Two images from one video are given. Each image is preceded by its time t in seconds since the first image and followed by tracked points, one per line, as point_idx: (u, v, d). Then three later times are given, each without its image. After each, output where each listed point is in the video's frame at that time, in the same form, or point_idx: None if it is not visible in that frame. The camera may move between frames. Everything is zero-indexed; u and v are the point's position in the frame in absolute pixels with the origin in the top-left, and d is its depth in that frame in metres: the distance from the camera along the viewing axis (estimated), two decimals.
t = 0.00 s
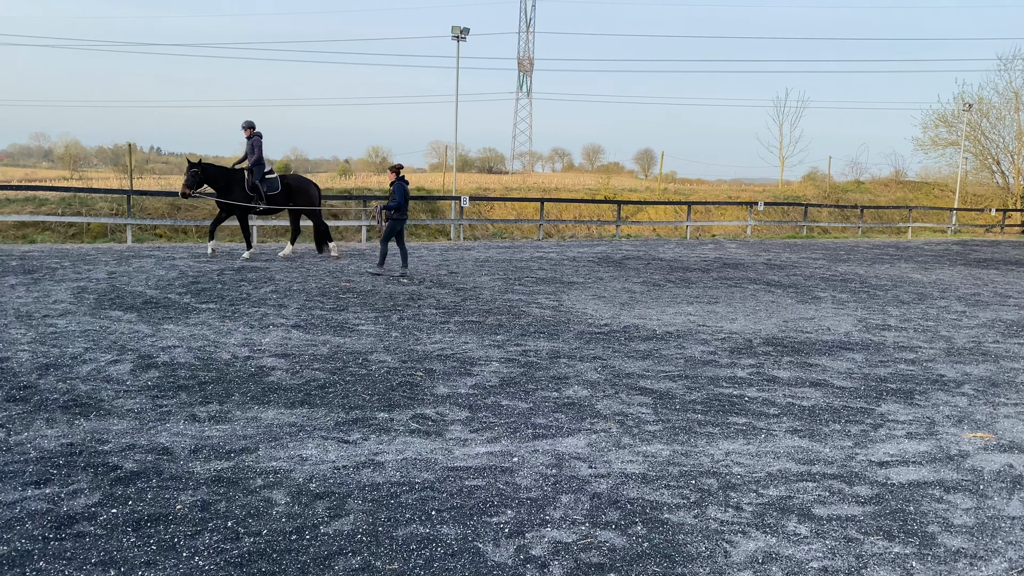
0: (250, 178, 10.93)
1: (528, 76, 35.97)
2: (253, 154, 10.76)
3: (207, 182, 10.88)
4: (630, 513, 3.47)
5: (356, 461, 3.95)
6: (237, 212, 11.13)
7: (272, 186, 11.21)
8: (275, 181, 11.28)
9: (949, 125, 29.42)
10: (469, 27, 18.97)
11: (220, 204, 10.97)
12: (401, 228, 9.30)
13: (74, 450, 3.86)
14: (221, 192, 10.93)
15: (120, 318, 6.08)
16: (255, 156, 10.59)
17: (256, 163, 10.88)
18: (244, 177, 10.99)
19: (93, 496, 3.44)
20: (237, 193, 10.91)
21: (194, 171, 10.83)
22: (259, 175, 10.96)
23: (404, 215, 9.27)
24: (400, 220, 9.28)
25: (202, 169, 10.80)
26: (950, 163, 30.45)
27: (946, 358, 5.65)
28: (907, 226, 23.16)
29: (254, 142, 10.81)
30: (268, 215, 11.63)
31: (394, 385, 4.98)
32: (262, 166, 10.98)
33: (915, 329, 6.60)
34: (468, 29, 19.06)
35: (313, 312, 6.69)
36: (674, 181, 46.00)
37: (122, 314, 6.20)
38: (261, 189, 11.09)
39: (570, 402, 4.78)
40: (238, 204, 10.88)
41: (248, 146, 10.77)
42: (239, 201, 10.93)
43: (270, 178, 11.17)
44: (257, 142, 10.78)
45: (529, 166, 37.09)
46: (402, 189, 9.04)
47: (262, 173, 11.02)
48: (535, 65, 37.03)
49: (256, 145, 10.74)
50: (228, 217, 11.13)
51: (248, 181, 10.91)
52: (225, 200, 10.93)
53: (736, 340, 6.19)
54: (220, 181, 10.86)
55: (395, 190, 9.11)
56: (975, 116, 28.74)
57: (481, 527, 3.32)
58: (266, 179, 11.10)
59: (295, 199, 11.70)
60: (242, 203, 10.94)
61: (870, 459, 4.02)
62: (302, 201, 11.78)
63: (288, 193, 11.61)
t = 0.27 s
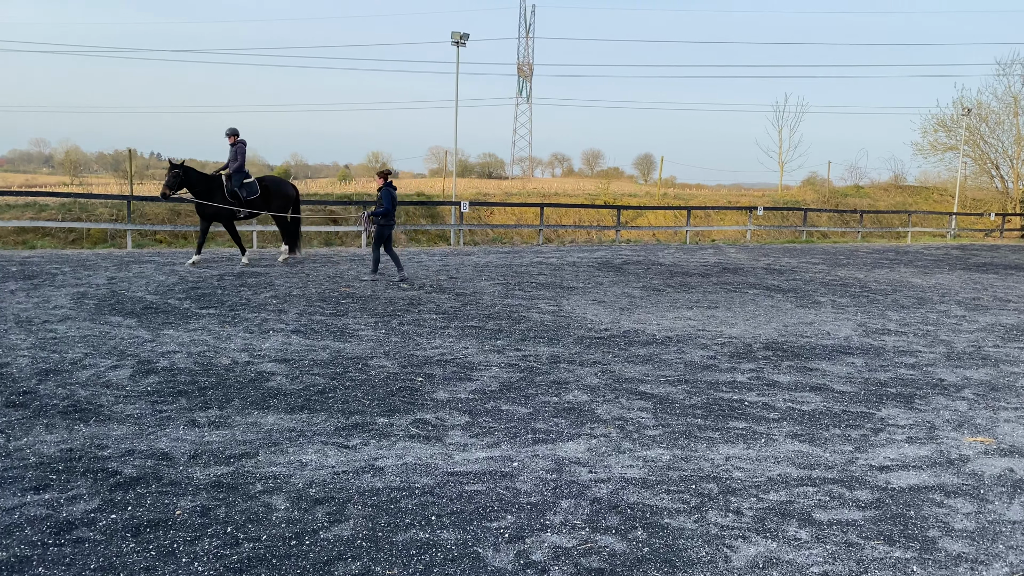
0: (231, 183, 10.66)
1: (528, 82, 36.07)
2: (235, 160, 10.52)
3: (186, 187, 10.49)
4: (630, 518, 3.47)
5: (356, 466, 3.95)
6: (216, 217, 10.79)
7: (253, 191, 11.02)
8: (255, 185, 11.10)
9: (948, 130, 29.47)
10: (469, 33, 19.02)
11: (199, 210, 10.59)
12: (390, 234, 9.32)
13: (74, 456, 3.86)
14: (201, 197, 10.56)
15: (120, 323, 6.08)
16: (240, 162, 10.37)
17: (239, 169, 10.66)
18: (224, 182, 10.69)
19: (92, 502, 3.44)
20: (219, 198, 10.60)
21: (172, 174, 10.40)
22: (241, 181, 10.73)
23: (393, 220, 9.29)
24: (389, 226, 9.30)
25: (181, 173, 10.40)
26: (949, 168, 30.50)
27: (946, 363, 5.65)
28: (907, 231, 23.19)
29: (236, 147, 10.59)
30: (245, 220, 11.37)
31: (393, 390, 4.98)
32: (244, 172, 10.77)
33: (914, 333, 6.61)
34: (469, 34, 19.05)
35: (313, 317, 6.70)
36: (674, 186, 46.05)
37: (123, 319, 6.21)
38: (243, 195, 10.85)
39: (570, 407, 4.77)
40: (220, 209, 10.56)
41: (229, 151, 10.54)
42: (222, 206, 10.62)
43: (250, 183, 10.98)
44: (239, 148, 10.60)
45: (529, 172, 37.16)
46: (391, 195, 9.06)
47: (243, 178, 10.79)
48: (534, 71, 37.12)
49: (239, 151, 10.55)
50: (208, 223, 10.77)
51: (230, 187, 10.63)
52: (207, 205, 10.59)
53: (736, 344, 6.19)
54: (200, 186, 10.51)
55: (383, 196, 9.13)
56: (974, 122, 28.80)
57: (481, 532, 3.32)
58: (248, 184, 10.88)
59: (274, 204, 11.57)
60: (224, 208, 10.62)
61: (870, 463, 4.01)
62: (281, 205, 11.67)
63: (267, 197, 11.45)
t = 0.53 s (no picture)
0: (212, 187, 10.50)
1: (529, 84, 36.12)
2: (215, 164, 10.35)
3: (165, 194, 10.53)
4: (631, 521, 3.47)
5: (357, 470, 3.95)
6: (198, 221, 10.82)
7: (234, 195, 10.76)
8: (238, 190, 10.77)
9: (948, 133, 29.45)
10: (469, 36, 19.04)
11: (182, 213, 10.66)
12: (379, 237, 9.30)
13: (74, 460, 3.86)
14: (183, 201, 10.60)
15: (121, 327, 6.09)
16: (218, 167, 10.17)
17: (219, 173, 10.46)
18: (206, 186, 10.59)
19: (93, 506, 3.44)
20: (198, 202, 10.59)
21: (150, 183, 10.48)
22: (222, 185, 10.53)
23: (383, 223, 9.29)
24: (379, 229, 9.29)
25: (162, 178, 10.43)
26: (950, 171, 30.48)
27: (946, 366, 5.64)
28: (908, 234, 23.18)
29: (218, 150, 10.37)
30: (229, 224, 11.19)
31: (394, 394, 4.98)
32: (226, 176, 10.54)
33: (915, 336, 6.61)
34: (470, 38, 19.06)
35: (313, 321, 6.70)
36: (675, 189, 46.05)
37: (123, 323, 6.21)
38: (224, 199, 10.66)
39: (570, 411, 4.77)
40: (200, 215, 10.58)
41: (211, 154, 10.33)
42: (201, 211, 10.62)
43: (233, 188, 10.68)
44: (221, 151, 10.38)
45: (529, 174, 37.16)
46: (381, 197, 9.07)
47: (225, 182, 10.56)
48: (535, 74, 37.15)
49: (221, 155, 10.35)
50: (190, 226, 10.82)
51: (210, 190, 10.51)
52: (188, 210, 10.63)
53: (737, 348, 6.19)
54: (179, 192, 10.56)
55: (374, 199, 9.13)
56: (974, 124, 28.79)
57: (481, 536, 3.31)
58: (229, 188, 10.63)
59: (256, 209, 11.18)
60: (204, 213, 10.63)
61: (871, 467, 4.01)
62: (264, 211, 11.24)
63: (251, 202, 11.08)
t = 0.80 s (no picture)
0: (195, 188, 10.55)
1: (532, 83, 36.12)
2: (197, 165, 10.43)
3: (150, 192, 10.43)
4: (633, 522, 3.47)
5: (359, 470, 3.95)
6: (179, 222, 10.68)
7: (217, 196, 10.77)
8: (221, 190, 10.83)
9: (951, 132, 29.39)
10: (472, 35, 19.04)
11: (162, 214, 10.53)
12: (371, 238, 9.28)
13: (78, 460, 3.86)
14: (165, 201, 10.51)
15: (124, 327, 6.10)
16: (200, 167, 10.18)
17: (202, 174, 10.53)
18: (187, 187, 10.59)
19: (96, 506, 3.45)
20: (180, 202, 10.49)
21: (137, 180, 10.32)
22: (204, 185, 10.54)
23: (376, 224, 9.29)
24: (371, 230, 9.28)
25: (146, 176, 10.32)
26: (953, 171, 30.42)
27: (949, 366, 5.64)
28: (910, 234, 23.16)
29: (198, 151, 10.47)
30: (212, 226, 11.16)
31: (396, 394, 4.99)
32: (208, 176, 10.58)
33: (918, 337, 6.60)
34: (472, 38, 19.07)
35: (316, 321, 6.71)
36: (677, 188, 46.03)
37: (127, 324, 6.22)
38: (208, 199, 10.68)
39: (572, 411, 4.78)
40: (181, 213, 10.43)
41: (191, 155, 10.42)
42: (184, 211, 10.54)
43: (215, 188, 10.73)
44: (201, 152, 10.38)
45: (532, 174, 37.17)
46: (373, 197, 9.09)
47: (207, 183, 10.59)
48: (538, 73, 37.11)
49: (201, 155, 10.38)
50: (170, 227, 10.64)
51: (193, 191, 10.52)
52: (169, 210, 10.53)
53: (740, 348, 6.18)
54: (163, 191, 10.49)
55: (367, 199, 9.17)
56: (978, 124, 28.74)
57: (484, 537, 3.32)
58: (211, 189, 10.67)
59: (239, 209, 11.20)
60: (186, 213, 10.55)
61: (874, 467, 4.01)
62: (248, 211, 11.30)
63: (234, 202, 11.13)
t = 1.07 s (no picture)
0: (183, 181, 10.34)
1: (537, 78, 36.08)
2: (180, 158, 10.16)
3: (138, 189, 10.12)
4: (640, 516, 3.47)
5: (366, 464, 3.95)
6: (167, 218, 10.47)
7: (204, 189, 10.60)
8: (207, 181, 10.67)
9: (959, 127, 29.28)
10: (476, 30, 19.00)
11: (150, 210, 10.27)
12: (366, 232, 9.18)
13: (86, 453, 3.87)
14: (153, 197, 10.24)
15: (130, 322, 6.11)
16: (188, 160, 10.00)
17: (188, 167, 10.30)
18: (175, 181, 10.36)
19: (104, 499, 3.45)
20: (170, 197, 10.27)
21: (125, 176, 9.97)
22: (191, 178, 10.36)
23: (370, 218, 9.20)
24: (366, 224, 9.19)
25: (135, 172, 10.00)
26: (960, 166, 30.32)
27: (956, 361, 5.62)
28: (917, 230, 23.06)
29: (180, 143, 10.24)
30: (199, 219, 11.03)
31: (402, 388, 4.99)
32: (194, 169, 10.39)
33: (925, 332, 6.58)
34: (477, 32, 19.09)
35: (322, 316, 6.72)
36: (683, 183, 45.98)
37: (133, 318, 6.24)
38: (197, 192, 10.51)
39: (578, 406, 4.77)
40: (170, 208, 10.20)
41: (173, 148, 10.12)
42: (173, 207, 10.31)
43: (201, 180, 10.56)
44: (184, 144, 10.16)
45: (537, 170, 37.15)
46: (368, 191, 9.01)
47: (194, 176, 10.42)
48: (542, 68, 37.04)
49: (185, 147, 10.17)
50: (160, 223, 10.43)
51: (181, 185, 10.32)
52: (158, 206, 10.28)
53: (746, 343, 6.17)
54: (151, 187, 10.21)
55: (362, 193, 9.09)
56: (986, 119, 28.62)
57: (491, 530, 3.32)
58: (198, 182, 10.50)
59: (226, 202, 11.07)
60: (175, 208, 10.33)
61: (881, 462, 4.00)
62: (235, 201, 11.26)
63: (221, 193, 11.04)
